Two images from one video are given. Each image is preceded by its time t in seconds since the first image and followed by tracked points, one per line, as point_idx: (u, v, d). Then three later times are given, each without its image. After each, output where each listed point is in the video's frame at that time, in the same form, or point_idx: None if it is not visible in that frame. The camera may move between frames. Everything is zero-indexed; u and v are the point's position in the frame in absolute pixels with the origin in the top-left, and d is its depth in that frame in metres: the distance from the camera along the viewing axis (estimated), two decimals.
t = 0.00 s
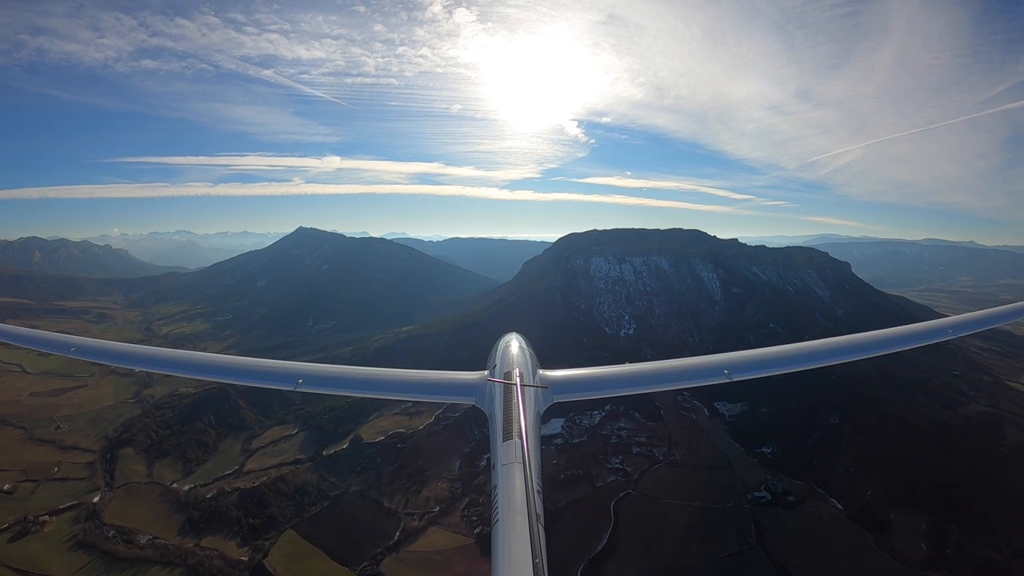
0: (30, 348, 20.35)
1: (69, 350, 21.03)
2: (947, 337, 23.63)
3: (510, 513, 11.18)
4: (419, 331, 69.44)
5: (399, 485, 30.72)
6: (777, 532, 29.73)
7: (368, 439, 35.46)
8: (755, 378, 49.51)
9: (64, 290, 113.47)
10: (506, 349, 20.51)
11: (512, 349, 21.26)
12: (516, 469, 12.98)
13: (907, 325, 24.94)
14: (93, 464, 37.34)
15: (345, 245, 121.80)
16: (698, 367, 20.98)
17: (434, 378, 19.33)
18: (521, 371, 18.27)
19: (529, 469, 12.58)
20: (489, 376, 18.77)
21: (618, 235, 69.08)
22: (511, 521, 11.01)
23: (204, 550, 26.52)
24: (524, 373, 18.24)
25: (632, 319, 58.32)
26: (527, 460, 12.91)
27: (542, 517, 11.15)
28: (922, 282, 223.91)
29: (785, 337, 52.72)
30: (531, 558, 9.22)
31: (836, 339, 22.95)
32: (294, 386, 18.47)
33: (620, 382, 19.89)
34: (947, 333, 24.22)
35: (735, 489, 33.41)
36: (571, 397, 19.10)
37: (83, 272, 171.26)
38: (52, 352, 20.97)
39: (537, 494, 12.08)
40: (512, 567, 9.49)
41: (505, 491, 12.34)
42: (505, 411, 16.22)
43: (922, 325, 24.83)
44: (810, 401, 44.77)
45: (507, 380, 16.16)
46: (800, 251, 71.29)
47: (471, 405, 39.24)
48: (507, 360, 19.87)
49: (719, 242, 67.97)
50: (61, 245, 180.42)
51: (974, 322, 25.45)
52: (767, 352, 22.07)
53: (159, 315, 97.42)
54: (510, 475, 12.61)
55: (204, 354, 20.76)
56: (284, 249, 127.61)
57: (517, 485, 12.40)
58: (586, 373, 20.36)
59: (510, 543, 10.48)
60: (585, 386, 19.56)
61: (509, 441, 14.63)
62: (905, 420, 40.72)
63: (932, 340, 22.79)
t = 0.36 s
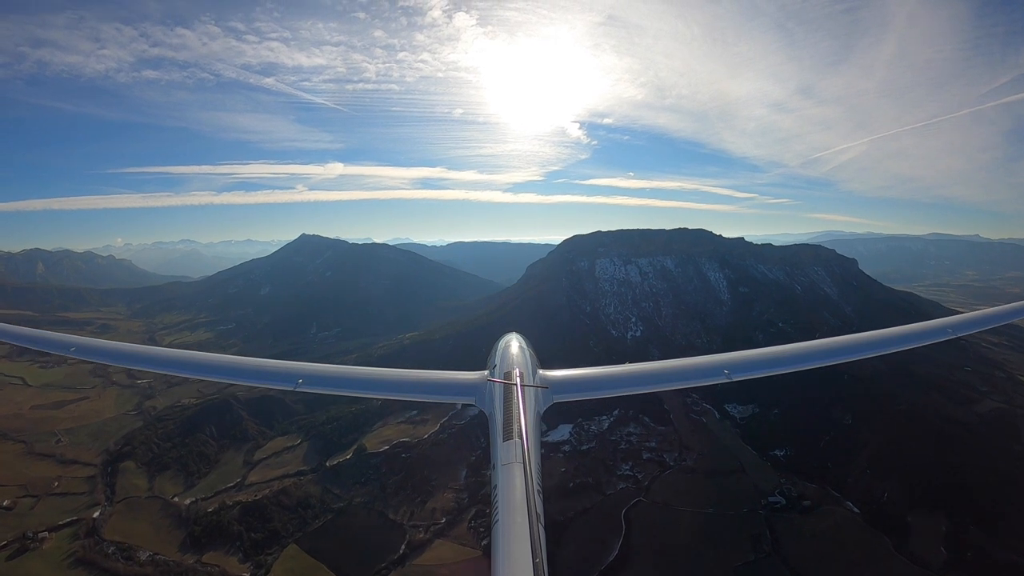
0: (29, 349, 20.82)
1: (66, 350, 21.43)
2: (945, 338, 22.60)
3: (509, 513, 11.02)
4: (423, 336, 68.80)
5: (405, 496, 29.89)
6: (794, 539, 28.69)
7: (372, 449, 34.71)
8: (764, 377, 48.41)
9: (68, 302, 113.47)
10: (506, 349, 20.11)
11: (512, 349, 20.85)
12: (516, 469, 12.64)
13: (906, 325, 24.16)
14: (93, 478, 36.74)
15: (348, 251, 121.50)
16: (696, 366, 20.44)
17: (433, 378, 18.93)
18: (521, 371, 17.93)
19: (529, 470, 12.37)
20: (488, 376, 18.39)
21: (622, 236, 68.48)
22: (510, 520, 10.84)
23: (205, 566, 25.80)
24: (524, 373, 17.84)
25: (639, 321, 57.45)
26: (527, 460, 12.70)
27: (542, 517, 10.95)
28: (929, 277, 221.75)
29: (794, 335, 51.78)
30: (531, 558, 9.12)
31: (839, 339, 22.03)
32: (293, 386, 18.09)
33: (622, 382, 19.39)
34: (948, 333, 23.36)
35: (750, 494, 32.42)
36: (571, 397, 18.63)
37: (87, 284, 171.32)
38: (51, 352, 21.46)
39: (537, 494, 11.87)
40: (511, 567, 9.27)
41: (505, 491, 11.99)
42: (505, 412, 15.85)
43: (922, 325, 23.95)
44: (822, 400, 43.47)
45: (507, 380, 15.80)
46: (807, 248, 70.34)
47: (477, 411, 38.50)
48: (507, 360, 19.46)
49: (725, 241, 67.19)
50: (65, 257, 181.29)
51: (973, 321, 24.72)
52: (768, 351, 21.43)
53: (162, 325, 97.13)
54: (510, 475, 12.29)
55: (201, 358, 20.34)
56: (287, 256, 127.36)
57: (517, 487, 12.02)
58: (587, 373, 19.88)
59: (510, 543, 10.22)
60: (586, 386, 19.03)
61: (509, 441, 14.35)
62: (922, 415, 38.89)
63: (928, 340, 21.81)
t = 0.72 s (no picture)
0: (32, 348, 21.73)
1: (68, 348, 22.36)
2: (945, 339, 21.95)
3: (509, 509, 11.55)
4: (426, 344, 68.11)
5: (408, 509, 29.07)
6: (808, 549, 27.37)
7: (374, 461, 34.02)
8: (770, 381, 46.53)
9: (70, 313, 113.18)
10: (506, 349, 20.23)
11: (512, 349, 20.96)
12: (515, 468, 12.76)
13: (905, 325, 23.57)
14: (92, 492, 36.14)
15: (350, 259, 121.22)
16: (695, 365, 20.28)
17: (433, 377, 19.47)
18: (521, 370, 18.12)
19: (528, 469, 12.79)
20: (489, 377, 18.51)
21: (626, 240, 68.15)
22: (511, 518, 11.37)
23: None
24: (524, 373, 17.98)
25: (644, 327, 56.71)
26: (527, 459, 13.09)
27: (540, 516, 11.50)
28: (935, 276, 219.50)
29: (801, 337, 50.99)
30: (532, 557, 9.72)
31: (834, 339, 21.57)
32: (293, 387, 18.82)
33: (622, 382, 19.43)
34: (948, 333, 22.69)
35: (761, 505, 30.97)
36: (571, 397, 18.78)
37: (89, 295, 170.77)
38: (54, 351, 22.16)
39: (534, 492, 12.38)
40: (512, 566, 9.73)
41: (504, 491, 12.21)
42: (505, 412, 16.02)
43: (922, 324, 23.37)
44: (832, 403, 41.69)
45: (507, 381, 15.99)
46: (813, 250, 69.60)
47: (481, 421, 37.85)
48: (507, 360, 19.61)
49: (730, 243, 66.66)
50: (67, 267, 181.40)
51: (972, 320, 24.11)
52: (767, 352, 21.04)
53: (163, 335, 96.69)
54: (511, 476, 12.52)
55: (201, 365, 20.13)
56: (289, 265, 127.08)
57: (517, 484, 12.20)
58: (587, 373, 19.93)
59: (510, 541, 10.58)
60: (586, 386, 19.12)
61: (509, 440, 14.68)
62: (937, 421, 37.39)
63: (927, 340, 21.16)
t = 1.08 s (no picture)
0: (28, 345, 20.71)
1: (68, 347, 21.37)
2: (945, 339, 21.02)
3: (510, 512, 11.10)
4: (426, 354, 67.44)
5: (407, 526, 28.04)
6: (819, 566, 25.90)
7: (372, 475, 33.12)
8: (776, 388, 44.90)
9: (70, 323, 112.74)
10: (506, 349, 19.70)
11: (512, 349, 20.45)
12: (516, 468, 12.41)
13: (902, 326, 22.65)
14: (85, 506, 35.34)
15: (351, 268, 121.08)
16: (696, 365, 19.60)
17: (434, 377, 18.93)
18: (521, 370, 17.63)
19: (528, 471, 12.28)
20: (488, 376, 17.97)
21: (628, 248, 67.78)
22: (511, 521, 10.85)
23: None
24: (524, 373, 17.43)
25: (648, 336, 55.98)
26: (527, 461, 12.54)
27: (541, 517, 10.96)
28: (937, 281, 218.65)
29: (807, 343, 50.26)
30: (531, 558, 9.21)
31: (833, 338, 20.73)
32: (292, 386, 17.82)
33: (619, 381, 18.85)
34: (947, 333, 21.59)
35: (770, 520, 29.53)
36: (573, 396, 18.15)
37: (90, 305, 170.97)
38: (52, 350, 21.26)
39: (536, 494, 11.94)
40: (512, 565, 9.34)
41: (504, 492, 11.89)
42: (505, 412, 15.52)
43: (919, 324, 22.32)
44: (841, 411, 39.85)
45: (507, 380, 15.42)
46: (816, 255, 69.11)
47: (482, 434, 37.11)
48: (507, 359, 19.10)
49: (733, 250, 66.22)
50: (67, 277, 181.58)
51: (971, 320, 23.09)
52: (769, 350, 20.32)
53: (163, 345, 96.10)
54: (511, 476, 12.13)
55: (194, 370, 19.38)
56: (290, 275, 126.82)
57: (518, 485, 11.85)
58: (587, 372, 19.34)
59: (510, 541, 10.22)
60: (587, 386, 18.51)
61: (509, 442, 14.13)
62: (955, 429, 35.29)
63: (924, 341, 20.32)
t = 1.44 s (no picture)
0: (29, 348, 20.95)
1: (68, 349, 21.69)
2: (942, 339, 21.29)
3: (511, 512, 11.28)
4: (426, 363, 66.69)
5: (406, 542, 26.73)
6: None
7: (371, 488, 31.95)
8: (781, 395, 43.94)
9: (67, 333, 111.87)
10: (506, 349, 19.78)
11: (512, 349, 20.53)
12: (517, 468, 12.53)
13: (903, 325, 22.94)
14: (78, 521, 34.52)
15: (351, 278, 120.67)
16: (696, 366, 19.73)
17: (434, 377, 18.88)
18: (521, 370, 17.72)
19: (529, 471, 12.40)
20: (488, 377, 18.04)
21: (628, 255, 67.54)
22: (511, 521, 11.10)
23: None
24: (524, 373, 17.49)
25: (650, 343, 55.33)
26: (527, 461, 12.65)
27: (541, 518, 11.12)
28: (939, 284, 217.54)
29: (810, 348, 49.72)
30: (531, 558, 9.39)
31: (831, 339, 20.93)
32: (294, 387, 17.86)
33: (615, 381, 19.02)
34: (948, 334, 22.15)
35: (780, 533, 28.61)
36: (573, 397, 18.19)
37: (88, 316, 170.02)
38: (52, 351, 21.56)
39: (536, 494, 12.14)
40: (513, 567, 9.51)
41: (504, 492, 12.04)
42: (505, 411, 15.54)
43: (921, 325, 22.69)
44: (846, 417, 38.91)
45: (507, 380, 15.42)
46: (818, 260, 68.73)
47: (483, 445, 36.34)
48: (507, 360, 19.13)
49: (735, 256, 65.89)
50: (65, 287, 181.23)
51: (972, 320, 23.50)
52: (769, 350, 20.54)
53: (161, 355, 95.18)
54: (511, 476, 12.25)
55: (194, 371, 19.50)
56: (288, 284, 126.23)
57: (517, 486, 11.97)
58: (588, 373, 19.38)
59: (511, 543, 10.40)
60: (588, 387, 18.63)
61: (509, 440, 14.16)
62: (965, 434, 34.33)
63: (921, 341, 20.52)
